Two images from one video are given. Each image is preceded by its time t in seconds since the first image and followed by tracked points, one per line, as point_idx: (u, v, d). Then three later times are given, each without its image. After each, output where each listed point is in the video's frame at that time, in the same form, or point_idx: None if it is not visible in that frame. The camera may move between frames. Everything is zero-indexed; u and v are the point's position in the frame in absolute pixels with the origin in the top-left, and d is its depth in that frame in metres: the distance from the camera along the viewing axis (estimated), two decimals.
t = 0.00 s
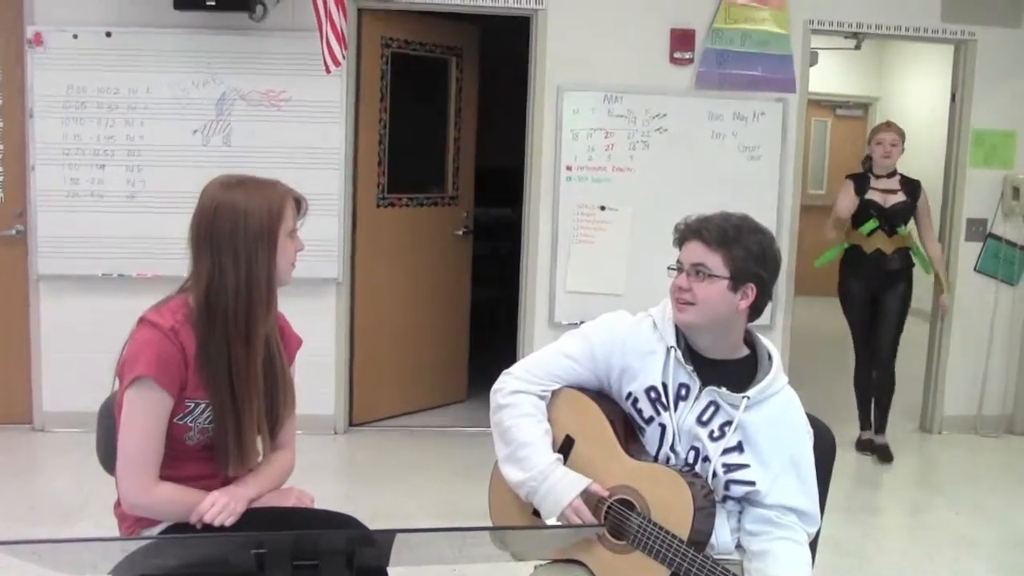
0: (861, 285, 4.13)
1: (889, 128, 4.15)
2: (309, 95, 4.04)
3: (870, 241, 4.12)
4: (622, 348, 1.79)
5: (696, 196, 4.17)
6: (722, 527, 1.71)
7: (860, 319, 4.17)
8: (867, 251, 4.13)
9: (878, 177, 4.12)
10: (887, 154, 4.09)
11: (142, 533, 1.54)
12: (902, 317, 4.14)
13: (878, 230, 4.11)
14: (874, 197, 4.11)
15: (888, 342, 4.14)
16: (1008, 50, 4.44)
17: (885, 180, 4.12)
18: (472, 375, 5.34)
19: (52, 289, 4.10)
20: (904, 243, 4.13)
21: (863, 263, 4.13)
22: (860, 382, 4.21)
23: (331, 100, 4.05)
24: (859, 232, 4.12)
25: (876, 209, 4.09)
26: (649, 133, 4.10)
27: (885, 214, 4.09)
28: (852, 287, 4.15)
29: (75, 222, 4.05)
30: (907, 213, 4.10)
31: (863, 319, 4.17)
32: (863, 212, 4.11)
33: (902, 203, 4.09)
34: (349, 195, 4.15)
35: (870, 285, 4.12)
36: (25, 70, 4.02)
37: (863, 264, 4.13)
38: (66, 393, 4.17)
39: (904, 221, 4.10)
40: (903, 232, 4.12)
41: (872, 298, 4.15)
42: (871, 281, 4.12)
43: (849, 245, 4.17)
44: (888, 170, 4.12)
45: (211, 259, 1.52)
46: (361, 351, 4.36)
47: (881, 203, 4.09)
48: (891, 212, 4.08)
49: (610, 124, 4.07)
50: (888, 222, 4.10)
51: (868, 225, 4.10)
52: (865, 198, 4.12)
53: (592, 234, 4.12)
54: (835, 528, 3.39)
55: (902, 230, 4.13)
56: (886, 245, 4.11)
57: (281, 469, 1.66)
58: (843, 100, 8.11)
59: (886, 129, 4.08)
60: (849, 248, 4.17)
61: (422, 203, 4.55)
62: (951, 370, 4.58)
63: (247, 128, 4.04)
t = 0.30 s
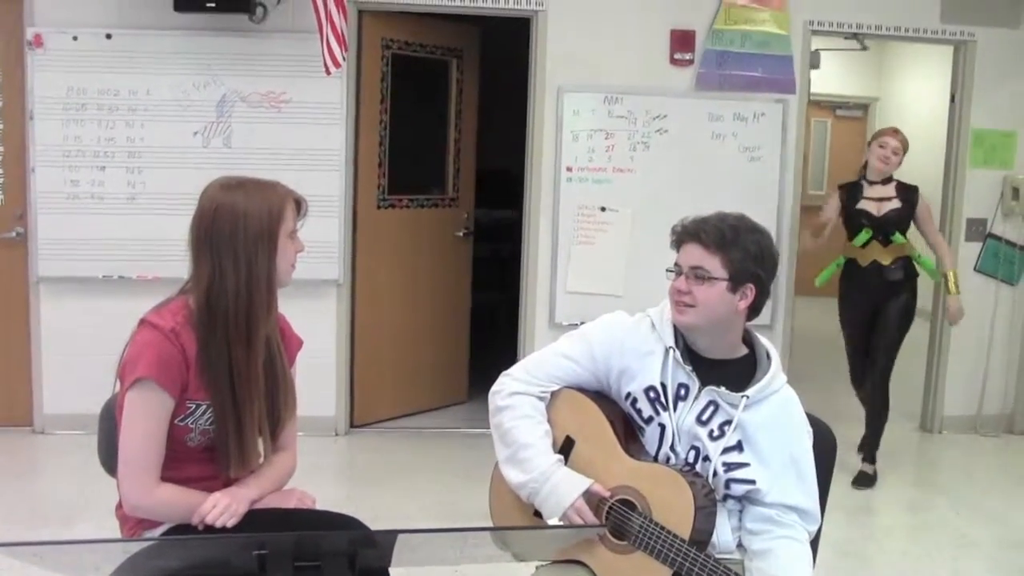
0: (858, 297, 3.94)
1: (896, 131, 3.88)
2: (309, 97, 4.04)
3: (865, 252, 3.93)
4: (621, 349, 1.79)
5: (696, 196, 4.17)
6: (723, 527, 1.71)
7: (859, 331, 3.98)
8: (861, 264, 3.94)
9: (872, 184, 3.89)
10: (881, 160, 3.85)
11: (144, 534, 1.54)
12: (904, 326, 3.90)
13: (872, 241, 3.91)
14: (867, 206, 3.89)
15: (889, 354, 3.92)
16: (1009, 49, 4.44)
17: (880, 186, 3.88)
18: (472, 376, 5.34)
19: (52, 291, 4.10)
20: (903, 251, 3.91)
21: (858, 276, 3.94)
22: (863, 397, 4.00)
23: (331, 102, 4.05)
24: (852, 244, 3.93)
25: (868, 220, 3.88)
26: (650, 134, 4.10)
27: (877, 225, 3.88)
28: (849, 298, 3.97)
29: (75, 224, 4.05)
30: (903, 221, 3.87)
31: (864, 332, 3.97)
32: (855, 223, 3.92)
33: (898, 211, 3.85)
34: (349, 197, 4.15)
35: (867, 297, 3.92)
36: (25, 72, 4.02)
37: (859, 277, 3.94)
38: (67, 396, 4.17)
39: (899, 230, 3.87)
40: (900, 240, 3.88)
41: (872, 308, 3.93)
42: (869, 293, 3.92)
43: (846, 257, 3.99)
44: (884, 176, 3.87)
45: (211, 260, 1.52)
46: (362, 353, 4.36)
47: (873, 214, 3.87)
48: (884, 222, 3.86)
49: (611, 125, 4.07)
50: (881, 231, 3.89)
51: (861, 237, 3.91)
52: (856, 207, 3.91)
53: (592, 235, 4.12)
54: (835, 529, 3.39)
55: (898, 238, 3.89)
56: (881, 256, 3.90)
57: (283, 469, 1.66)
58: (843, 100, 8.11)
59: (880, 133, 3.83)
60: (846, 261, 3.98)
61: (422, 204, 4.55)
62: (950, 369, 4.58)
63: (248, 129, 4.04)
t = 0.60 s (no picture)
0: (842, 305, 3.72)
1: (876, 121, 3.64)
2: (306, 94, 4.04)
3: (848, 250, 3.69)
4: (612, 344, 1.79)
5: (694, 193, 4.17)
6: (719, 524, 1.70)
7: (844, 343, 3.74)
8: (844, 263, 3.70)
9: (857, 178, 3.65)
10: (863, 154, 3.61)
11: (143, 532, 1.54)
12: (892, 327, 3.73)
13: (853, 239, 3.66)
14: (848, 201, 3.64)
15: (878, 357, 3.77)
16: (1007, 44, 4.44)
17: (865, 181, 3.64)
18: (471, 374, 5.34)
19: (51, 289, 4.10)
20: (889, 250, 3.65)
21: (840, 278, 3.70)
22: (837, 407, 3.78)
23: (329, 100, 4.05)
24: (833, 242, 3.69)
25: (847, 216, 3.63)
26: (647, 130, 4.10)
27: (857, 222, 3.62)
28: (833, 308, 3.73)
29: (74, 223, 4.05)
30: (887, 218, 3.60)
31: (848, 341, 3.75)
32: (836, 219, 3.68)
33: (881, 208, 3.58)
34: (347, 194, 4.15)
35: (851, 303, 3.70)
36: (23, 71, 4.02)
37: (841, 281, 3.70)
38: (66, 394, 4.17)
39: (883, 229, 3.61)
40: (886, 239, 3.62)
41: (856, 316, 3.72)
42: (853, 302, 3.70)
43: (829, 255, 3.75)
44: (869, 171, 3.63)
45: (208, 258, 1.52)
46: (360, 351, 4.36)
47: (853, 210, 3.61)
48: (863, 220, 3.60)
49: (609, 122, 4.08)
50: (863, 231, 3.63)
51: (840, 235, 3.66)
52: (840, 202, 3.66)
53: (590, 231, 4.12)
54: (833, 525, 3.39)
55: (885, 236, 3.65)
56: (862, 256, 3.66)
57: (281, 467, 1.66)
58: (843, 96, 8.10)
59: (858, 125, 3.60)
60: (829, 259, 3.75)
61: (420, 202, 4.55)
62: (949, 365, 4.58)
63: (246, 127, 4.04)
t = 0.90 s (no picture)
0: (807, 308, 3.56)
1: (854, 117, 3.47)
2: (305, 89, 4.04)
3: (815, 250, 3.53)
4: (601, 341, 1.80)
5: (692, 188, 4.17)
6: (708, 523, 1.70)
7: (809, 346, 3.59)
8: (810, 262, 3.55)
9: (828, 174, 3.49)
10: (834, 150, 3.45)
11: (142, 527, 1.54)
12: (863, 336, 3.54)
13: (818, 237, 3.51)
14: (816, 197, 3.49)
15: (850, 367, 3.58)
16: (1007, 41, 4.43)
17: (836, 179, 3.48)
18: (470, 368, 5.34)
19: (50, 284, 4.10)
20: (858, 254, 3.47)
21: (807, 278, 3.56)
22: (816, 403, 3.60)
23: (327, 95, 4.05)
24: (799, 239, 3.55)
25: (813, 212, 3.48)
26: (646, 126, 4.10)
27: (823, 220, 3.46)
28: (798, 309, 3.58)
29: (72, 218, 4.05)
30: (855, 218, 3.43)
31: (816, 344, 3.58)
32: (802, 215, 3.53)
33: (849, 206, 3.42)
34: (345, 189, 4.14)
35: (816, 308, 3.54)
36: (20, 66, 4.01)
37: (807, 282, 3.56)
38: (65, 389, 4.17)
39: (850, 229, 3.44)
40: (855, 241, 3.45)
41: (822, 320, 3.55)
42: (818, 305, 3.54)
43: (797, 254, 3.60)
44: (840, 168, 3.47)
45: (205, 252, 1.52)
46: (357, 346, 4.36)
47: (819, 207, 3.46)
48: (829, 218, 3.45)
49: (607, 117, 4.07)
50: (830, 230, 3.47)
51: (804, 231, 3.52)
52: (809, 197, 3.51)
53: (588, 227, 4.12)
54: (832, 520, 3.40)
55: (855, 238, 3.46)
56: (827, 256, 3.50)
57: (280, 461, 1.66)
58: (844, 93, 8.11)
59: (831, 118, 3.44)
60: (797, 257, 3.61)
61: (419, 196, 4.54)
62: (947, 361, 4.59)
63: (244, 122, 4.03)
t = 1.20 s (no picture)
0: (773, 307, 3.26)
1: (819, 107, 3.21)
2: (305, 77, 4.03)
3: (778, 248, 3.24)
4: (611, 328, 1.78)
5: (692, 177, 4.16)
6: (703, 520, 1.63)
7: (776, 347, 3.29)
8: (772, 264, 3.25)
9: (788, 169, 3.22)
10: (797, 142, 3.18)
11: (142, 514, 1.54)
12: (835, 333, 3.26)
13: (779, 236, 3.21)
14: (774, 192, 3.22)
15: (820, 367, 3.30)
16: (1008, 30, 4.43)
17: (797, 173, 3.20)
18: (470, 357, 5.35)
19: (49, 272, 4.10)
20: (822, 248, 3.19)
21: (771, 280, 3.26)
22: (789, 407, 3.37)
23: (327, 83, 4.03)
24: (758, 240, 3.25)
25: (772, 208, 3.20)
26: (646, 115, 4.10)
27: (782, 215, 3.18)
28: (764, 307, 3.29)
29: (72, 205, 4.05)
30: (816, 210, 3.16)
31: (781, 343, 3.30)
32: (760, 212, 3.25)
33: (810, 198, 3.16)
34: (344, 177, 4.14)
35: (783, 307, 3.24)
36: (20, 53, 4.01)
37: (773, 283, 3.25)
38: (65, 377, 4.18)
39: (812, 221, 3.15)
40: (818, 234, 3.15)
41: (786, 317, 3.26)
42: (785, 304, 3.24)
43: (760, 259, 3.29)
44: (804, 162, 3.20)
45: (206, 239, 1.52)
46: (357, 334, 4.36)
47: (778, 203, 3.19)
48: (790, 212, 3.17)
49: (608, 106, 4.07)
50: (789, 225, 3.18)
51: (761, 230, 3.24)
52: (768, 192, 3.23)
53: (588, 216, 4.12)
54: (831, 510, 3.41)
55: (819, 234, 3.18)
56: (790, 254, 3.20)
57: (280, 448, 1.66)
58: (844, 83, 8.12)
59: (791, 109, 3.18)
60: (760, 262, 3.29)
61: (419, 184, 4.54)
62: (947, 351, 4.59)
63: (243, 110, 4.02)
